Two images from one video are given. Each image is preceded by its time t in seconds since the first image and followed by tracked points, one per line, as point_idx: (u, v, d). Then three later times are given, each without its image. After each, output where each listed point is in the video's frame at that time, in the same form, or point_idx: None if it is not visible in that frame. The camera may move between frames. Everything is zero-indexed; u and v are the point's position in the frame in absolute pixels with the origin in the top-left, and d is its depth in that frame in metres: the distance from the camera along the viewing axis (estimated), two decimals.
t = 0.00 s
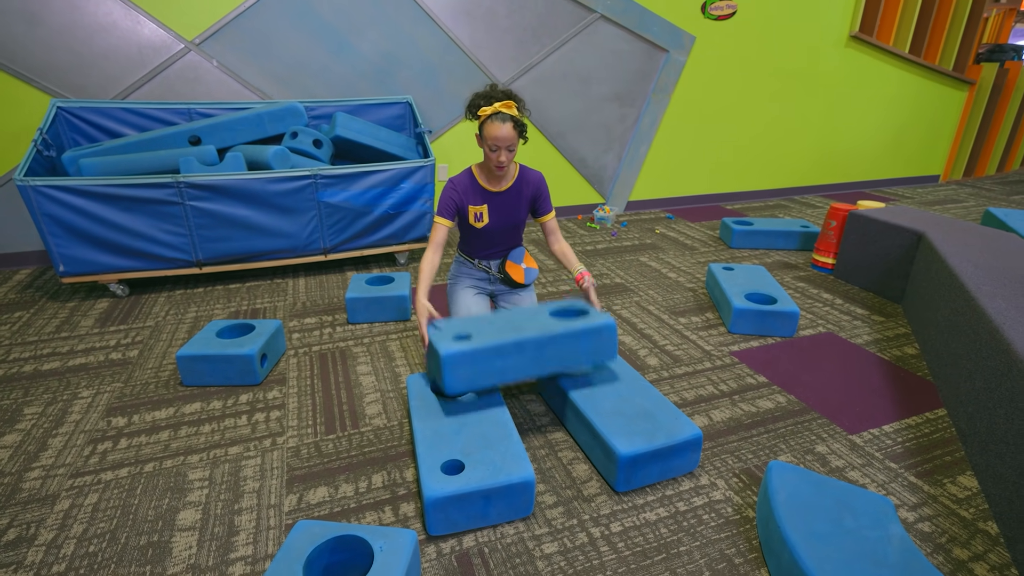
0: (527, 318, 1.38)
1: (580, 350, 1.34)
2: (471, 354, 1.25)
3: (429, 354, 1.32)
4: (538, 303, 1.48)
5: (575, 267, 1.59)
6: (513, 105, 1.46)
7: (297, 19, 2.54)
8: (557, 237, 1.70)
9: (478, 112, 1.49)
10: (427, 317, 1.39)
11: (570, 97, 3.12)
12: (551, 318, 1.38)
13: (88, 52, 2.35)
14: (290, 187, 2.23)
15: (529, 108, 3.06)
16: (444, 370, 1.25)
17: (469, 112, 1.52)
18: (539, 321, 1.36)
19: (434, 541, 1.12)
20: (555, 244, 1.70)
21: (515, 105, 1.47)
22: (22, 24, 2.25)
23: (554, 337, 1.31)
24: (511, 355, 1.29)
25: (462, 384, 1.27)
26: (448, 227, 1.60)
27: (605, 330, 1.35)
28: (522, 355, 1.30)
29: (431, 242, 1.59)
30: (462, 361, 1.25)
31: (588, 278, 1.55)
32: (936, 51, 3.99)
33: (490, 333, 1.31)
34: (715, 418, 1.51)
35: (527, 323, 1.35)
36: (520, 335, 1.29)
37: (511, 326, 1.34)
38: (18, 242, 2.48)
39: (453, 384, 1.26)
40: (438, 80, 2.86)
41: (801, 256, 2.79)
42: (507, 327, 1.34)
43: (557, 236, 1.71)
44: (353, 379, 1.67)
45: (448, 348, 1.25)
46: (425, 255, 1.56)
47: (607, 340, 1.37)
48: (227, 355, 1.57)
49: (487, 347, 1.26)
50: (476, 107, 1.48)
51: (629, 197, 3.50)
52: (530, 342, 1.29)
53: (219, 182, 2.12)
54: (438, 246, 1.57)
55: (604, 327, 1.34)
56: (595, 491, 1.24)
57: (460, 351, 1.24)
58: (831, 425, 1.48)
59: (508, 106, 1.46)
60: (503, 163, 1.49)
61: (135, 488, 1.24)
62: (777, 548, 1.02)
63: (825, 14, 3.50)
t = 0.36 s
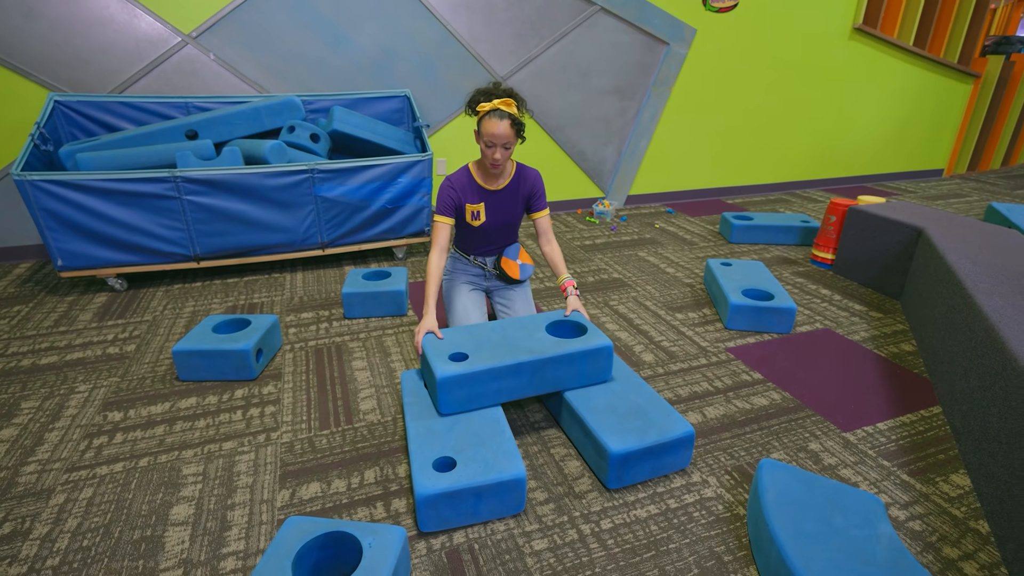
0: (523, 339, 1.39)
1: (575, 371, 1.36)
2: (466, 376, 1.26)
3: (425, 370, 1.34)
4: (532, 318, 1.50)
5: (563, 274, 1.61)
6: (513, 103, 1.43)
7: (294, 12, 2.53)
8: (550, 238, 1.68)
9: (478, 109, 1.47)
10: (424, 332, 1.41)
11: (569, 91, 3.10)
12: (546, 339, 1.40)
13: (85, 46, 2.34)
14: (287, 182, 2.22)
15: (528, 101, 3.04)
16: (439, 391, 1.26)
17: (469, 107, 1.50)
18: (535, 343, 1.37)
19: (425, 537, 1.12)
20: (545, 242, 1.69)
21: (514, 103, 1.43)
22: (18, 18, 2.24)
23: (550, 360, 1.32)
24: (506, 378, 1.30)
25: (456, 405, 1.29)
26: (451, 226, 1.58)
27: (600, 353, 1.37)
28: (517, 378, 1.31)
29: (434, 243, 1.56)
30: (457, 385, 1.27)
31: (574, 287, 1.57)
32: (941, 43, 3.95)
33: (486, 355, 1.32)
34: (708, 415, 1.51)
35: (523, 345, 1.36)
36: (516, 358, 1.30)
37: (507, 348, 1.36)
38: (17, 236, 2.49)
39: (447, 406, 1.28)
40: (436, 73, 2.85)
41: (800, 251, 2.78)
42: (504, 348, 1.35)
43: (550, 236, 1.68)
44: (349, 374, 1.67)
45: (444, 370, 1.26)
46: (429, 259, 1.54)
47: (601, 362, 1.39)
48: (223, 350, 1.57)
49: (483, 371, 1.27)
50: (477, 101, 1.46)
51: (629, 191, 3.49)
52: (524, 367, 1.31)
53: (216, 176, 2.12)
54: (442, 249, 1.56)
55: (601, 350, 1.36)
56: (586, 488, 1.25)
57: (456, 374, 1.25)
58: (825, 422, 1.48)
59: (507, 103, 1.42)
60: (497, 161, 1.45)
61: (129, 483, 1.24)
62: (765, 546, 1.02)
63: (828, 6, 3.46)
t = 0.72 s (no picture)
0: (520, 340, 1.38)
1: (571, 373, 1.35)
2: (459, 376, 1.26)
3: (420, 369, 1.34)
4: (530, 319, 1.48)
5: (565, 274, 1.58)
6: (520, 97, 1.42)
7: (300, 8, 2.52)
8: (552, 236, 1.65)
9: (481, 107, 1.43)
10: (421, 330, 1.40)
11: (576, 87, 3.07)
12: (544, 340, 1.39)
13: (92, 42, 2.36)
14: (291, 178, 2.22)
15: (535, 98, 3.01)
16: (432, 390, 1.26)
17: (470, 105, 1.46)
18: (532, 344, 1.36)
19: (418, 540, 1.11)
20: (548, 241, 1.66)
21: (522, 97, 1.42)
22: (26, 14, 2.26)
23: (545, 362, 1.31)
24: (500, 379, 1.30)
25: (450, 405, 1.29)
26: (452, 223, 1.57)
27: (598, 355, 1.35)
28: (512, 379, 1.31)
29: (435, 240, 1.55)
30: (451, 384, 1.26)
31: (576, 288, 1.55)
32: (959, 38, 3.86)
33: (481, 355, 1.31)
34: (709, 419, 1.48)
35: (519, 346, 1.35)
36: (510, 359, 1.30)
37: (503, 349, 1.35)
38: (26, 231, 2.51)
39: (441, 405, 1.28)
40: (442, 69, 2.83)
41: (810, 251, 2.73)
42: (499, 348, 1.35)
43: (552, 234, 1.66)
44: (348, 373, 1.67)
45: (436, 369, 1.26)
46: (430, 255, 1.52)
47: (599, 365, 1.37)
48: (222, 348, 1.57)
49: (476, 371, 1.27)
50: (481, 101, 1.41)
51: (637, 188, 3.45)
52: (519, 368, 1.30)
53: (220, 173, 2.12)
54: (444, 245, 1.54)
55: (599, 352, 1.35)
56: (582, 492, 1.23)
57: (449, 373, 1.25)
58: (829, 428, 1.45)
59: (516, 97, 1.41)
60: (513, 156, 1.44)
61: (126, 480, 1.25)
62: (762, 556, 1.00)
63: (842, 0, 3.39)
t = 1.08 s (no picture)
0: (518, 340, 1.37)
1: (570, 375, 1.34)
2: (455, 377, 1.25)
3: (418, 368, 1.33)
4: (530, 319, 1.47)
5: (585, 257, 1.67)
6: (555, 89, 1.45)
7: (309, 4, 2.53)
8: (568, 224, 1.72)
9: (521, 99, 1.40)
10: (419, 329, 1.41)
11: (587, 83, 3.04)
12: (543, 340, 1.37)
13: (105, 38, 2.38)
14: (298, 175, 2.23)
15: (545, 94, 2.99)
16: (428, 390, 1.25)
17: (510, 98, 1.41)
18: (530, 344, 1.35)
19: (410, 540, 1.11)
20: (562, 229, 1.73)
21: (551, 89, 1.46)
22: (41, 11, 2.29)
23: (543, 364, 1.30)
24: (497, 380, 1.29)
25: (446, 405, 1.28)
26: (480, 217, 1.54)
27: (597, 357, 1.34)
28: (509, 379, 1.30)
29: (464, 234, 1.54)
30: (447, 384, 1.26)
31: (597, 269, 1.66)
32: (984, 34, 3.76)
33: (479, 356, 1.31)
34: (711, 423, 1.46)
35: (517, 347, 1.34)
36: (508, 360, 1.29)
37: (500, 349, 1.34)
38: (42, 225, 2.56)
39: (437, 405, 1.27)
40: (452, 66, 2.82)
41: (823, 252, 2.68)
42: (497, 349, 1.34)
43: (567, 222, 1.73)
44: (348, 370, 1.67)
45: (433, 369, 1.25)
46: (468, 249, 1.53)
47: (598, 367, 1.35)
48: (225, 343, 1.58)
49: (473, 371, 1.26)
50: (532, 94, 1.39)
51: (648, 186, 3.41)
52: (516, 369, 1.29)
53: (228, 169, 2.14)
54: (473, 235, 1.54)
55: (599, 353, 1.33)
56: (578, 496, 1.22)
57: (445, 374, 1.24)
58: (834, 435, 1.42)
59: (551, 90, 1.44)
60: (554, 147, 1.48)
61: (126, 474, 1.26)
62: (757, 566, 0.98)
63: None
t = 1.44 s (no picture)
0: (520, 341, 1.37)
1: (570, 376, 1.34)
2: (455, 377, 1.26)
3: (419, 368, 1.34)
4: (532, 320, 1.47)
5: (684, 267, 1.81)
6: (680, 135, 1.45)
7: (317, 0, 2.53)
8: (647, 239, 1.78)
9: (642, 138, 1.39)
10: (421, 329, 1.41)
11: (596, 80, 3.01)
12: (544, 342, 1.37)
13: (115, 35, 2.40)
14: (305, 171, 2.24)
15: (553, 90, 2.97)
16: (428, 390, 1.26)
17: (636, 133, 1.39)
18: (531, 346, 1.35)
19: (408, 539, 1.12)
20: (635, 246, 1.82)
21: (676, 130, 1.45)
22: (52, 8, 2.31)
23: (543, 366, 1.30)
24: (497, 381, 1.29)
25: (446, 405, 1.29)
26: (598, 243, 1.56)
27: (598, 358, 1.33)
28: (509, 380, 1.30)
29: (595, 260, 1.54)
30: (447, 385, 1.26)
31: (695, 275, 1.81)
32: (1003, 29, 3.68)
33: (480, 356, 1.31)
34: (712, 426, 1.45)
35: (518, 348, 1.34)
36: (508, 361, 1.29)
37: (501, 350, 1.34)
38: (54, 219, 2.60)
39: (437, 405, 1.28)
40: (459, 61, 2.81)
41: (833, 251, 2.65)
42: (498, 350, 1.34)
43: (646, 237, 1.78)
44: (352, 368, 1.68)
45: (433, 370, 1.26)
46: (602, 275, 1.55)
47: (599, 368, 1.35)
48: (230, 340, 1.60)
49: (474, 372, 1.26)
50: (656, 136, 1.38)
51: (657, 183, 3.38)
52: (517, 370, 1.29)
53: (235, 165, 2.15)
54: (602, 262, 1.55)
55: (600, 355, 1.33)
56: (576, 498, 1.22)
57: (445, 374, 1.24)
58: (837, 440, 1.41)
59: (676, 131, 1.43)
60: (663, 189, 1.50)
61: (132, 468, 1.29)
62: (753, 573, 0.98)
63: None
